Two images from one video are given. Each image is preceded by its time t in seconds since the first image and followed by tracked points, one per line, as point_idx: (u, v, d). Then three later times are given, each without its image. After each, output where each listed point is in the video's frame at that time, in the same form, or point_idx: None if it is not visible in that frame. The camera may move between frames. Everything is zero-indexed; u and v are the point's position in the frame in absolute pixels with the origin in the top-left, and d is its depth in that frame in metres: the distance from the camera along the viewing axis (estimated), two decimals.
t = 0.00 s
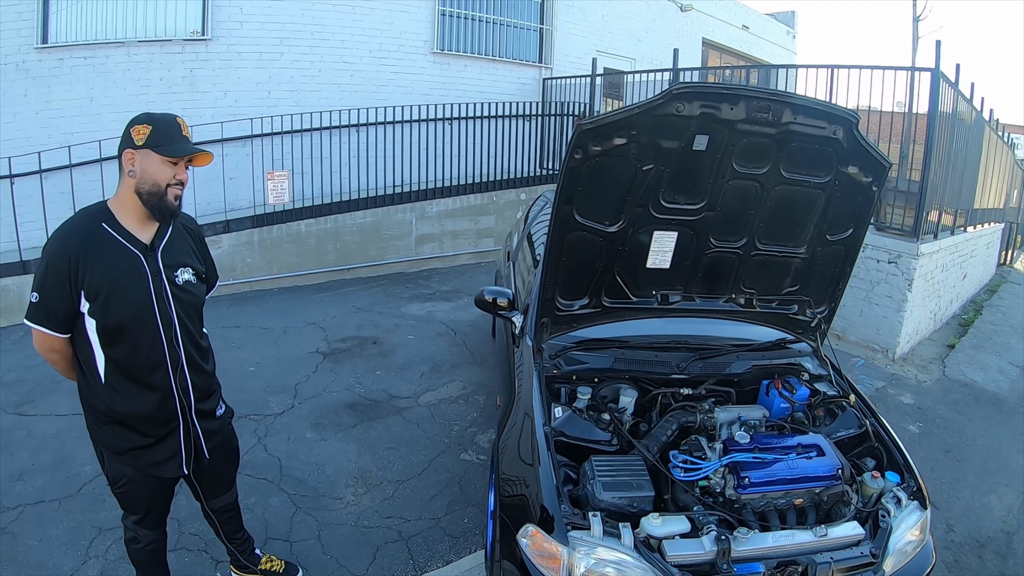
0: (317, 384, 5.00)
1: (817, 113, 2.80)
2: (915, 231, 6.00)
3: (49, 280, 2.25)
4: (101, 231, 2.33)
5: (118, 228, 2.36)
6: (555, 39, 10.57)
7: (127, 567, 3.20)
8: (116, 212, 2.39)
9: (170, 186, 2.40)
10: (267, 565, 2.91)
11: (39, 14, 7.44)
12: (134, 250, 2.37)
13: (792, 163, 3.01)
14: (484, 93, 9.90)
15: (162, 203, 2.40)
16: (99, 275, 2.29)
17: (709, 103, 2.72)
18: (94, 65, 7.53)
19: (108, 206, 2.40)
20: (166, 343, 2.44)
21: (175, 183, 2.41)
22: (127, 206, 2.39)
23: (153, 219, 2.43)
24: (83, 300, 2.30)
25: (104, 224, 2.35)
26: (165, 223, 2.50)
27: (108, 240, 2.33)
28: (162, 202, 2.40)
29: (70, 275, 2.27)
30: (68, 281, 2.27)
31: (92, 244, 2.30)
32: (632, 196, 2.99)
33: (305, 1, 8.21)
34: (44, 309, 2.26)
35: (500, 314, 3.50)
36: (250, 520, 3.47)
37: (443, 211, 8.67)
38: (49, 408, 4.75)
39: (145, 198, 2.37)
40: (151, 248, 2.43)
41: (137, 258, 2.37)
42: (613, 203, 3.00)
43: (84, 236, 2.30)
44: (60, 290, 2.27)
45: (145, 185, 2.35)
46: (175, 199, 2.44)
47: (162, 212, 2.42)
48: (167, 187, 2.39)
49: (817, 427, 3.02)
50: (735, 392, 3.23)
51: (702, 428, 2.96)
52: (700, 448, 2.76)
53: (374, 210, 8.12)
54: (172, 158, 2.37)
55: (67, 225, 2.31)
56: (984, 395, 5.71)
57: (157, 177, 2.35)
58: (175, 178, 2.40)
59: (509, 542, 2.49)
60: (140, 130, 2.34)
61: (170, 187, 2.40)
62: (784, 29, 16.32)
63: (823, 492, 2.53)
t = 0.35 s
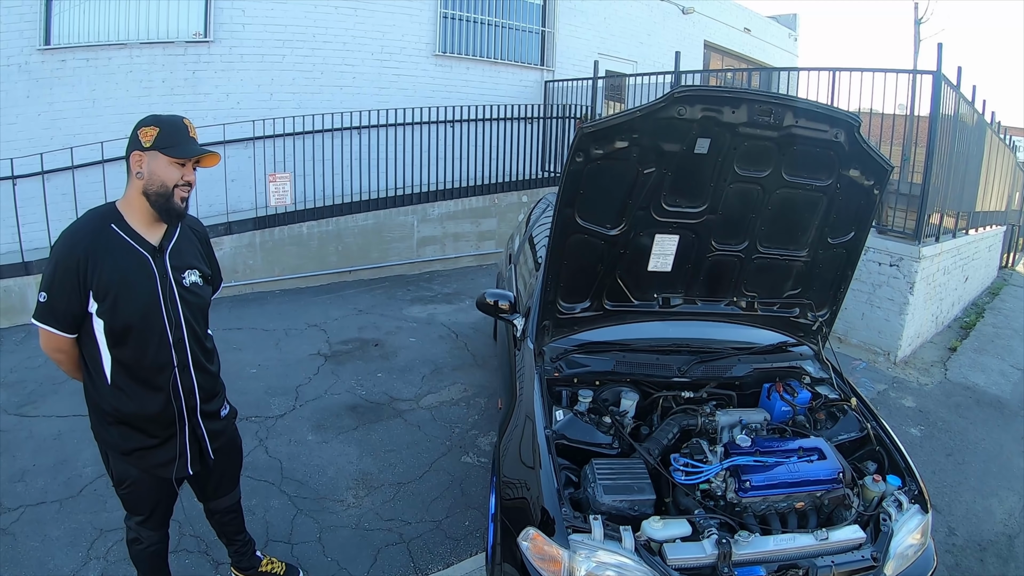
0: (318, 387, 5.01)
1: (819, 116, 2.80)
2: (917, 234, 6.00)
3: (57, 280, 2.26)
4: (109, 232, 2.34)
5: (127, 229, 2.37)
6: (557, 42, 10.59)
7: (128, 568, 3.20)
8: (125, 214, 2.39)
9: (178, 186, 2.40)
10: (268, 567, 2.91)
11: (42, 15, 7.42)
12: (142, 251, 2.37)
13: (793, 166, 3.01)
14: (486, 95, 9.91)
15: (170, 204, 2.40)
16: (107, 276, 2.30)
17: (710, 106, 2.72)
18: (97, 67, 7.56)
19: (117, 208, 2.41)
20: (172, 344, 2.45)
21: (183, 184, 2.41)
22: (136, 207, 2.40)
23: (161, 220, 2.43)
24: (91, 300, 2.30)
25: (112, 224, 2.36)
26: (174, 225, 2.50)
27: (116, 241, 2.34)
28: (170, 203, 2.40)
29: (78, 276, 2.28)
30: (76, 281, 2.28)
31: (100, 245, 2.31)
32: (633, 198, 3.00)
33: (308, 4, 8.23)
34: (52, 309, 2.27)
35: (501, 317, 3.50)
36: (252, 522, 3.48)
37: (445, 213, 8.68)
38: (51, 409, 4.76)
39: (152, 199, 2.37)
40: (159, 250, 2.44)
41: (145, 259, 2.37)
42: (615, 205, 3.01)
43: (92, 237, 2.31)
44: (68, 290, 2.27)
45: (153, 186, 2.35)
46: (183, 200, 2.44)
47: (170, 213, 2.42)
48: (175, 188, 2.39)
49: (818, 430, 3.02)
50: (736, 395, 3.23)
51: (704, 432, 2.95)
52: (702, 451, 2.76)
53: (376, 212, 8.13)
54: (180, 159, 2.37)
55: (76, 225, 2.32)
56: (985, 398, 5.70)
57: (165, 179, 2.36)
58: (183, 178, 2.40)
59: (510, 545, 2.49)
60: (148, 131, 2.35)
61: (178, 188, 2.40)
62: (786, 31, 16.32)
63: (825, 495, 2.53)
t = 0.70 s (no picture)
0: (316, 388, 4.99)
1: (817, 115, 2.79)
2: (916, 234, 5.99)
3: (80, 278, 2.22)
4: (130, 230, 2.32)
5: (147, 227, 2.36)
6: (555, 42, 10.58)
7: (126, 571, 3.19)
8: (143, 212, 2.38)
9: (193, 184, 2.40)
10: (266, 569, 2.90)
11: (40, 16, 7.42)
12: (162, 248, 2.37)
13: (792, 165, 3.00)
14: (484, 95, 9.90)
15: (186, 202, 2.40)
16: (131, 273, 2.29)
17: (709, 106, 2.71)
18: (94, 67, 7.53)
19: (132, 207, 2.39)
20: (193, 340, 2.46)
21: (197, 181, 2.41)
22: (153, 206, 2.39)
23: (177, 218, 2.43)
24: (113, 297, 2.28)
25: (132, 223, 2.34)
26: (191, 220, 2.50)
27: (137, 239, 2.32)
28: (186, 201, 2.39)
29: (100, 274, 2.25)
30: (98, 279, 2.25)
31: (122, 243, 2.29)
32: (632, 199, 2.99)
33: (305, 4, 8.22)
34: (74, 307, 2.23)
35: (499, 317, 3.49)
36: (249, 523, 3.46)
37: (443, 214, 8.67)
38: (48, 411, 4.74)
39: (167, 198, 2.37)
40: (178, 247, 2.44)
41: (165, 256, 2.37)
42: (614, 205, 3.00)
43: (114, 235, 2.29)
44: (91, 288, 2.24)
45: (167, 185, 2.35)
46: (198, 197, 2.44)
47: (186, 210, 2.41)
48: (189, 185, 2.39)
49: (817, 431, 3.01)
50: (735, 396, 3.22)
51: (702, 432, 2.95)
52: (701, 452, 2.75)
53: (374, 213, 8.12)
54: (192, 156, 2.36)
55: (95, 224, 2.29)
56: (985, 398, 5.69)
57: (178, 177, 2.35)
58: (197, 175, 2.40)
59: (508, 547, 2.48)
60: (158, 132, 2.34)
61: (192, 184, 2.40)
62: (784, 31, 16.32)
63: (824, 496, 2.52)
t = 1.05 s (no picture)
0: (311, 390, 4.97)
1: (811, 115, 2.78)
2: (911, 233, 6.01)
3: (101, 279, 2.19)
4: (148, 231, 2.30)
5: (164, 228, 2.34)
6: (549, 42, 10.57)
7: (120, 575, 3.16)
8: (158, 213, 2.37)
9: (194, 184, 2.34)
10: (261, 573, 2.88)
11: (33, 16, 7.38)
12: (180, 248, 2.35)
13: (787, 165, 2.99)
14: (478, 96, 9.88)
15: (188, 202, 2.35)
16: (152, 273, 2.26)
17: (703, 106, 2.70)
18: (87, 68, 7.48)
19: (149, 208, 2.38)
20: (213, 337, 2.43)
21: (198, 180, 2.35)
22: (165, 207, 2.38)
23: (188, 218, 2.40)
24: (134, 298, 2.25)
25: (150, 224, 2.32)
26: (204, 218, 2.46)
27: (155, 240, 2.30)
28: (189, 201, 2.35)
29: (121, 274, 2.22)
30: (119, 279, 2.22)
31: (142, 244, 2.26)
32: (626, 199, 2.98)
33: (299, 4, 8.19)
34: (96, 307, 2.20)
35: (493, 319, 3.47)
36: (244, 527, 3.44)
37: (438, 214, 8.66)
38: (42, 414, 4.70)
39: (172, 200, 2.34)
40: (194, 246, 2.42)
41: (184, 256, 2.35)
42: (608, 206, 2.98)
43: (134, 236, 2.26)
44: (112, 288, 2.21)
45: (169, 187, 2.32)
46: (203, 196, 2.38)
47: (191, 210, 2.37)
48: (189, 185, 2.33)
49: (812, 431, 3.00)
50: (730, 396, 3.21)
51: (697, 434, 2.95)
52: (695, 454, 2.74)
53: (368, 214, 8.09)
54: (189, 156, 2.30)
55: (114, 225, 2.27)
56: (979, 397, 5.70)
57: (177, 178, 2.31)
58: (196, 174, 2.33)
59: (503, 549, 2.46)
60: (159, 136, 2.32)
61: (193, 184, 2.35)
62: (778, 31, 16.35)
63: (820, 497, 2.51)
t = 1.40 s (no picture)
0: (305, 390, 4.94)
1: (806, 113, 2.77)
2: (904, 231, 6.02)
3: (96, 274, 2.17)
4: (145, 229, 2.27)
5: (162, 227, 2.31)
6: (542, 41, 10.56)
7: None
8: (158, 212, 2.35)
9: (195, 184, 2.32)
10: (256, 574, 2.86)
11: (25, 16, 7.29)
12: (178, 248, 2.33)
13: (781, 164, 2.98)
14: (472, 95, 9.87)
15: (189, 202, 2.33)
16: (149, 271, 2.24)
17: (698, 104, 2.69)
18: (79, 68, 7.43)
19: (149, 206, 2.36)
20: (206, 340, 2.41)
21: (199, 180, 2.33)
22: (166, 206, 2.35)
23: (188, 217, 2.37)
24: (130, 295, 2.23)
25: (148, 222, 2.29)
26: (204, 219, 2.44)
27: (153, 238, 2.27)
28: (189, 201, 2.33)
29: (117, 270, 2.20)
30: (115, 275, 2.20)
31: (139, 241, 2.24)
32: (620, 198, 2.97)
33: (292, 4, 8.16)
34: (89, 302, 2.17)
35: (487, 318, 3.46)
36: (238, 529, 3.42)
37: (431, 214, 8.64)
38: (35, 417, 4.67)
39: (172, 199, 2.32)
40: (193, 247, 2.40)
41: (181, 256, 2.33)
42: (602, 205, 2.97)
43: (132, 233, 2.23)
44: (107, 284, 2.19)
45: (169, 187, 2.30)
46: (204, 196, 2.36)
47: (191, 210, 2.34)
48: (190, 186, 2.31)
49: (808, 430, 3.00)
50: (725, 395, 3.20)
51: (693, 433, 2.94)
52: (691, 454, 2.73)
53: (362, 214, 8.07)
54: (190, 156, 2.28)
55: (113, 221, 2.24)
56: (974, 394, 5.72)
57: (177, 178, 2.29)
58: (197, 175, 2.31)
59: (498, 550, 2.45)
60: (159, 136, 2.31)
61: (193, 184, 2.32)
62: (772, 30, 16.38)
63: (816, 496, 2.51)
